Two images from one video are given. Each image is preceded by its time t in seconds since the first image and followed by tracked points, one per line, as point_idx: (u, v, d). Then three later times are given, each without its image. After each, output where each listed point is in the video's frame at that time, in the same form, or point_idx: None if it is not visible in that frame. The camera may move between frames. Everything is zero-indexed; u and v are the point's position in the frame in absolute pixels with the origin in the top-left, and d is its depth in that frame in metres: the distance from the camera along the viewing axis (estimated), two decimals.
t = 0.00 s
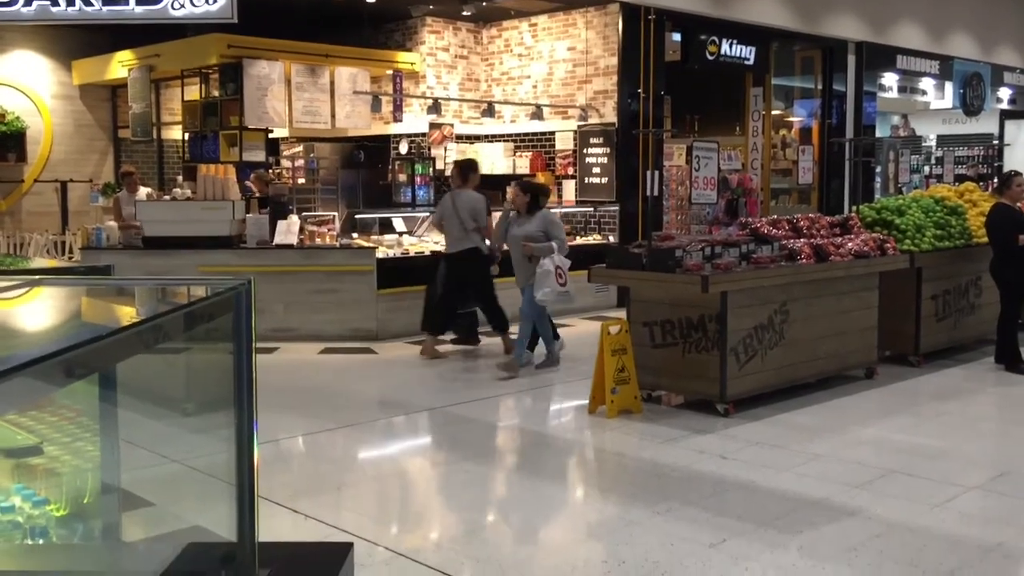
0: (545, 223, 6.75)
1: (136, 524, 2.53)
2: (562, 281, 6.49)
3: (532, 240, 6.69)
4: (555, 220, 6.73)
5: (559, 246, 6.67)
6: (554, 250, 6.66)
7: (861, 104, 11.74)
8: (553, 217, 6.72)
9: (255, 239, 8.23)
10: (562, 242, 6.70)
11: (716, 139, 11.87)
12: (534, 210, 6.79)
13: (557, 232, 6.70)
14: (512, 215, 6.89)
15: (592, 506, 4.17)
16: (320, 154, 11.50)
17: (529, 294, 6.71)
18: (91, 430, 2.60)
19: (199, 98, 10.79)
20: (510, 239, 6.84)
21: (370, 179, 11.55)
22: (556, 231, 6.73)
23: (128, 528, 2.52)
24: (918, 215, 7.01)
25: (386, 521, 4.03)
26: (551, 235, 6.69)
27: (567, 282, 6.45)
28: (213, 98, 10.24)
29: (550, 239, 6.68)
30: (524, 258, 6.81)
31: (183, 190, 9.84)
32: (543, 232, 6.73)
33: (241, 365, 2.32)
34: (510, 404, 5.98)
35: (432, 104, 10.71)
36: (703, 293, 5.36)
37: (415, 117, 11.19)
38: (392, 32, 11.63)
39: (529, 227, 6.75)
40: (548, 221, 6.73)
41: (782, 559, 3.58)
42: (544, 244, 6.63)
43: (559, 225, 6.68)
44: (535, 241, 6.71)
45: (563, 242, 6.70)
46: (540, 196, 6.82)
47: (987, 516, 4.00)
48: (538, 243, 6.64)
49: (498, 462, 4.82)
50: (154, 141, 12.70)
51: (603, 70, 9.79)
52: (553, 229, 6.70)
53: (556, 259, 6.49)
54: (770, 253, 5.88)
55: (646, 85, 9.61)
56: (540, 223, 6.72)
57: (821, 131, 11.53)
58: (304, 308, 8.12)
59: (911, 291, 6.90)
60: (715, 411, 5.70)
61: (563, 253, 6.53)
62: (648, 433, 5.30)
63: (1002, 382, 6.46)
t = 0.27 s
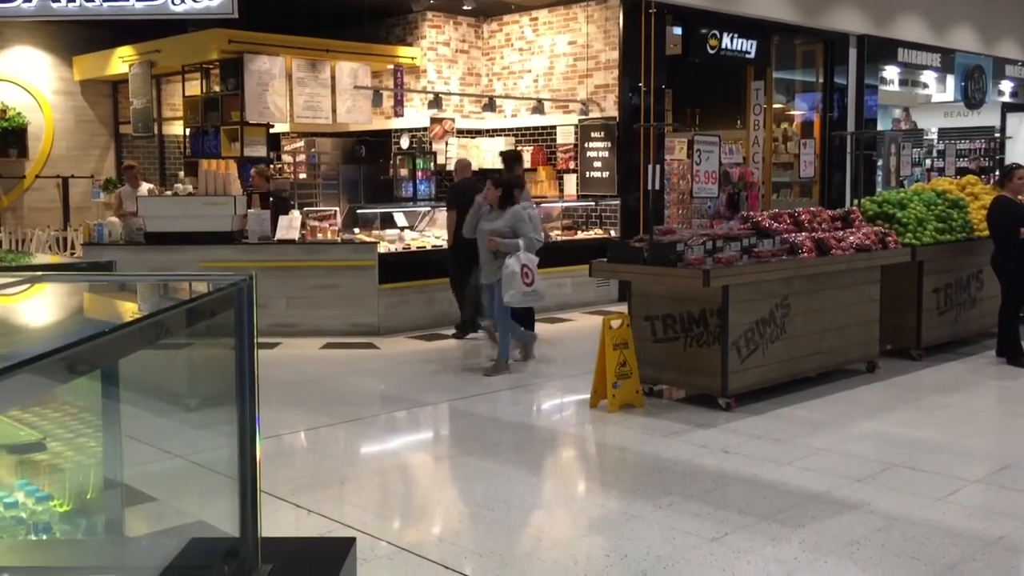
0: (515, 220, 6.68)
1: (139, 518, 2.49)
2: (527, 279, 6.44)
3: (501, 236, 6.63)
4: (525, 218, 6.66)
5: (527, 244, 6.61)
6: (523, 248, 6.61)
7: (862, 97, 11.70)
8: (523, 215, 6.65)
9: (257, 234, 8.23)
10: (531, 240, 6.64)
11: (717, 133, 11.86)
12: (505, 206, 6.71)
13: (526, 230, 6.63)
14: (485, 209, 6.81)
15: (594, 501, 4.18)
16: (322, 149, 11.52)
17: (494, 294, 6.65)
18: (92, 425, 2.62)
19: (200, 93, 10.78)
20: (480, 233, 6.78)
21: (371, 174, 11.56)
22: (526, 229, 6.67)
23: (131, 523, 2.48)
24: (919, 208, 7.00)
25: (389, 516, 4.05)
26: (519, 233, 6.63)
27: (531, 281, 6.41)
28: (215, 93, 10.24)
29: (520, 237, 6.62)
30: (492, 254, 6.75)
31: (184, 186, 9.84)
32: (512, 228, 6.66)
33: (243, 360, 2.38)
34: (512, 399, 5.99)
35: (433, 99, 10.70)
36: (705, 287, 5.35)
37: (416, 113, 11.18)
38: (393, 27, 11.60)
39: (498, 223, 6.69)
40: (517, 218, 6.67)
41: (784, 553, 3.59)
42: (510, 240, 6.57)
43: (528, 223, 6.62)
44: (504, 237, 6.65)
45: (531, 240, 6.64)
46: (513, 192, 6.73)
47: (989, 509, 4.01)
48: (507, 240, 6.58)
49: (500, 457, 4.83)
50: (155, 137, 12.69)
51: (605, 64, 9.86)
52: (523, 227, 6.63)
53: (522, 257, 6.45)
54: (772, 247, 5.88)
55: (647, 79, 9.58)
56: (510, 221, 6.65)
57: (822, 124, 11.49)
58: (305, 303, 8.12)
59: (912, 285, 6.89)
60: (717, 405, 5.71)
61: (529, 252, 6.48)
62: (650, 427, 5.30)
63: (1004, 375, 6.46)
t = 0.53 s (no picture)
0: (471, 217, 6.59)
1: (132, 515, 2.46)
2: (481, 278, 6.37)
3: (457, 234, 6.56)
4: (480, 214, 6.55)
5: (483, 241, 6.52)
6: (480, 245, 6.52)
7: (857, 93, 11.71)
8: (478, 212, 6.54)
9: (251, 230, 8.21)
10: (488, 237, 6.54)
11: (711, 128, 11.87)
12: (462, 204, 6.63)
13: (483, 227, 6.54)
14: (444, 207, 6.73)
15: (588, 496, 4.18)
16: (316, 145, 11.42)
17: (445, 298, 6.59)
18: (85, 421, 2.57)
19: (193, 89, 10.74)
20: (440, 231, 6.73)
21: (366, 170, 11.68)
22: (483, 225, 6.56)
23: (125, 520, 2.46)
24: (914, 204, 7.01)
25: (384, 511, 4.05)
26: (475, 229, 6.54)
27: (485, 280, 6.35)
28: (208, 89, 10.19)
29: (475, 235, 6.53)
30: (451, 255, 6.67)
31: (178, 182, 9.81)
32: (468, 226, 6.58)
33: (236, 356, 2.43)
34: (507, 395, 5.98)
35: (427, 95, 10.70)
36: (699, 282, 5.35)
37: (411, 108, 11.18)
38: (387, 22, 11.57)
39: (454, 222, 6.61)
40: (473, 215, 6.58)
41: (779, 548, 3.59)
42: (465, 238, 6.50)
43: (483, 219, 6.53)
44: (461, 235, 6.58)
45: (489, 237, 6.54)
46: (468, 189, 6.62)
47: (982, 504, 4.02)
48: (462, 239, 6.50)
49: (494, 452, 4.83)
50: (149, 133, 12.66)
51: (599, 60, 9.95)
52: (478, 224, 6.53)
53: (475, 257, 6.38)
54: (767, 243, 5.87)
55: (642, 75, 9.57)
56: (466, 219, 6.57)
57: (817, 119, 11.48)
58: (300, 299, 8.11)
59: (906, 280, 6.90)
60: (711, 400, 5.71)
61: (483, 251, 6.40)
62: (644, 422, 5.31)
63: (997, 370, 6.48)
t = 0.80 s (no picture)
0: (416, 215, 6.47)
1: (121, 515, 2.45)
2: (420, 277, 6.26)
3: (400, 232, 6.44)
4: (424, 213, 6.42)
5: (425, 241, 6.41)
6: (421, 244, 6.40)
7: (848, 93, 11.73)
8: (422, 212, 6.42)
9: (242, 229, 8.15)
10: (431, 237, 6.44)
11: (703, 128, 11.87)
12: (409, 200, 6.49)
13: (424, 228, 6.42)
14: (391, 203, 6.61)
15: (579, 496, 4.18)
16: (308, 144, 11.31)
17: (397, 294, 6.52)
18: (74, 422, 2.56)
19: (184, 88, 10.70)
20: (386, 228, 6.64)
21: (358, 169, 11.58)
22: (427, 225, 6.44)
23: (114, 520, 2.46)
24: (904, 204, 7.03)
25: (377, 512, 4.03)
26: (420, 229, 6.42)
27: (424, 279, 6.24)
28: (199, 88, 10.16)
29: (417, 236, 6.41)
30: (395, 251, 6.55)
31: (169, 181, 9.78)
32: (412, 223, 6.45)
33: (226, 356, 2.38)
34: (498, 395, 5.97)
35: (419, 94, 10.68)
36: (691, 283, 5.35)
37: (403, 108, 11.16)
38: (379, 22, 11.55)
39: (399, 218, 6.49)
40: (419, 213, 6.45)
41: (769, 547, 3.59)
42: (409, 236, 6.37)
43: (427, 218, 6.40)
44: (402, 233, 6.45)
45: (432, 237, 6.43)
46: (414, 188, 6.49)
47: (972, 503, 4.03)
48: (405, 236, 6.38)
49: (485, 452, 4.83)
50: (139, 132, 12.62)
51: (590, 60, 9.86)
52: (423, 223, 6.42)
53: (416, 255, 6.28)
54: (758, 243, 5.88)
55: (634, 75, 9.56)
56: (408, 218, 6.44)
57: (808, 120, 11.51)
58: (291, 299, 8.09)
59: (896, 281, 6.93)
60: (702, 401, 5.72)
61: (425, 249, 6.29)
62: (636, 423, 5.31)
63: (987, 370, 6.50)
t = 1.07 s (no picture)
0: (365, 221, 6.56)
1: (113, 517, 2.49)
2: (360, 284, 6.21)
3: (349, 238, 6.52)
4: (374, 222, 6.50)
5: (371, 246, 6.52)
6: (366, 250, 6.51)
7: (839, 96, 11.77)
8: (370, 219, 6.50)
9: (234, 231, 8.19)
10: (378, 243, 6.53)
11: (695, 131, 11.90)
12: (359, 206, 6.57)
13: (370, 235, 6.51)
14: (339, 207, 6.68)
15: (570, 498, 4.18)
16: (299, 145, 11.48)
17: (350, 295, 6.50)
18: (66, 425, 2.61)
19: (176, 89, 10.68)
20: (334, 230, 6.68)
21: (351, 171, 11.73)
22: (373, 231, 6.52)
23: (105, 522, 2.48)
24: (894, 207, 7.06)
25: (368, 514, 4.03)
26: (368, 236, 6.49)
27: (363, 287, 6.19)
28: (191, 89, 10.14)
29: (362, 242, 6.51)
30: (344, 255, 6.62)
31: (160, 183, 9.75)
32: (360, 230, 6.52)
33: (218, 359, 2.30)
34: (490, 397, 5.97)
35: (411, 96, 10.68)
36: (682, 285, 5.37)
37: (395, 110, 11.16)
38: (371, 23, 11.55)
39: (348, 224, 6.56)
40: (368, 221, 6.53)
41: (760, 549, 3.60)
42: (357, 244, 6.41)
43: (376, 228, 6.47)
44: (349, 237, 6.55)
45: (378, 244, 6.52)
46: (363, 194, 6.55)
47: (961, 505, 4.05)
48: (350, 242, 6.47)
49: (476, 454, 4.83)
50: (130, 133, 12.58)
51: (584, 62, 9.93)
52: (371, 230, 6.49)
53: (360, 261, 6.23)
54: (749, 246, 5.90)
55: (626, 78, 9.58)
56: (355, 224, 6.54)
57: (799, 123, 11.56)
58: (283, 300, 8.07)
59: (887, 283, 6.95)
60: (694, 402, 5.73)
61: (369, 258, 6.26)
62: (627, 425, 5.32)
63: (977, 372, 6.52)
